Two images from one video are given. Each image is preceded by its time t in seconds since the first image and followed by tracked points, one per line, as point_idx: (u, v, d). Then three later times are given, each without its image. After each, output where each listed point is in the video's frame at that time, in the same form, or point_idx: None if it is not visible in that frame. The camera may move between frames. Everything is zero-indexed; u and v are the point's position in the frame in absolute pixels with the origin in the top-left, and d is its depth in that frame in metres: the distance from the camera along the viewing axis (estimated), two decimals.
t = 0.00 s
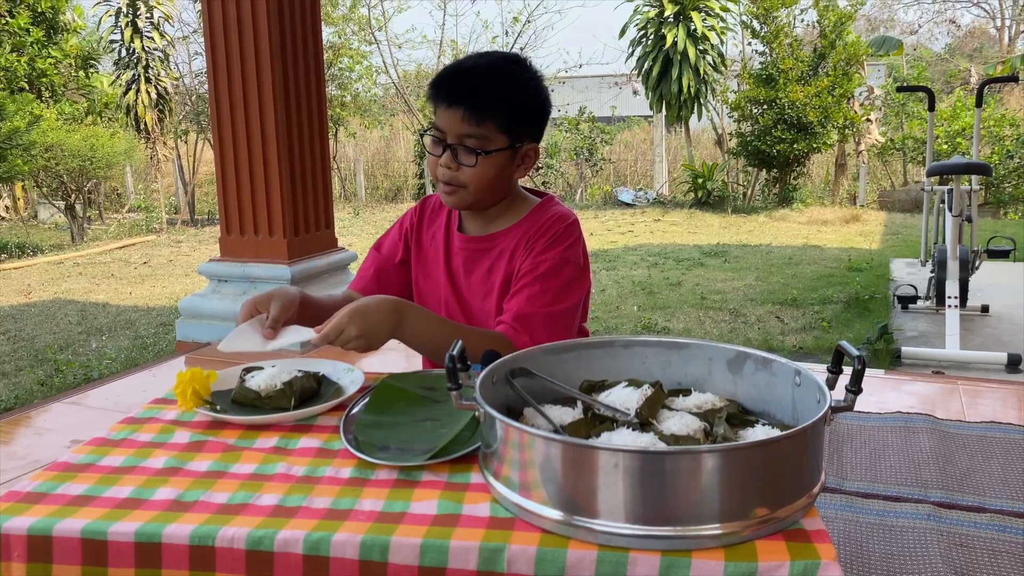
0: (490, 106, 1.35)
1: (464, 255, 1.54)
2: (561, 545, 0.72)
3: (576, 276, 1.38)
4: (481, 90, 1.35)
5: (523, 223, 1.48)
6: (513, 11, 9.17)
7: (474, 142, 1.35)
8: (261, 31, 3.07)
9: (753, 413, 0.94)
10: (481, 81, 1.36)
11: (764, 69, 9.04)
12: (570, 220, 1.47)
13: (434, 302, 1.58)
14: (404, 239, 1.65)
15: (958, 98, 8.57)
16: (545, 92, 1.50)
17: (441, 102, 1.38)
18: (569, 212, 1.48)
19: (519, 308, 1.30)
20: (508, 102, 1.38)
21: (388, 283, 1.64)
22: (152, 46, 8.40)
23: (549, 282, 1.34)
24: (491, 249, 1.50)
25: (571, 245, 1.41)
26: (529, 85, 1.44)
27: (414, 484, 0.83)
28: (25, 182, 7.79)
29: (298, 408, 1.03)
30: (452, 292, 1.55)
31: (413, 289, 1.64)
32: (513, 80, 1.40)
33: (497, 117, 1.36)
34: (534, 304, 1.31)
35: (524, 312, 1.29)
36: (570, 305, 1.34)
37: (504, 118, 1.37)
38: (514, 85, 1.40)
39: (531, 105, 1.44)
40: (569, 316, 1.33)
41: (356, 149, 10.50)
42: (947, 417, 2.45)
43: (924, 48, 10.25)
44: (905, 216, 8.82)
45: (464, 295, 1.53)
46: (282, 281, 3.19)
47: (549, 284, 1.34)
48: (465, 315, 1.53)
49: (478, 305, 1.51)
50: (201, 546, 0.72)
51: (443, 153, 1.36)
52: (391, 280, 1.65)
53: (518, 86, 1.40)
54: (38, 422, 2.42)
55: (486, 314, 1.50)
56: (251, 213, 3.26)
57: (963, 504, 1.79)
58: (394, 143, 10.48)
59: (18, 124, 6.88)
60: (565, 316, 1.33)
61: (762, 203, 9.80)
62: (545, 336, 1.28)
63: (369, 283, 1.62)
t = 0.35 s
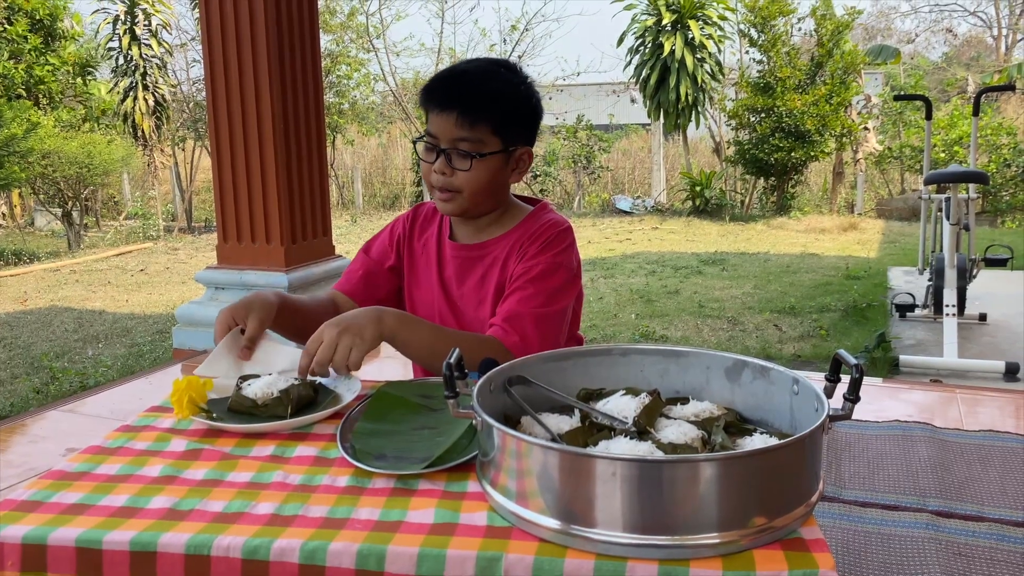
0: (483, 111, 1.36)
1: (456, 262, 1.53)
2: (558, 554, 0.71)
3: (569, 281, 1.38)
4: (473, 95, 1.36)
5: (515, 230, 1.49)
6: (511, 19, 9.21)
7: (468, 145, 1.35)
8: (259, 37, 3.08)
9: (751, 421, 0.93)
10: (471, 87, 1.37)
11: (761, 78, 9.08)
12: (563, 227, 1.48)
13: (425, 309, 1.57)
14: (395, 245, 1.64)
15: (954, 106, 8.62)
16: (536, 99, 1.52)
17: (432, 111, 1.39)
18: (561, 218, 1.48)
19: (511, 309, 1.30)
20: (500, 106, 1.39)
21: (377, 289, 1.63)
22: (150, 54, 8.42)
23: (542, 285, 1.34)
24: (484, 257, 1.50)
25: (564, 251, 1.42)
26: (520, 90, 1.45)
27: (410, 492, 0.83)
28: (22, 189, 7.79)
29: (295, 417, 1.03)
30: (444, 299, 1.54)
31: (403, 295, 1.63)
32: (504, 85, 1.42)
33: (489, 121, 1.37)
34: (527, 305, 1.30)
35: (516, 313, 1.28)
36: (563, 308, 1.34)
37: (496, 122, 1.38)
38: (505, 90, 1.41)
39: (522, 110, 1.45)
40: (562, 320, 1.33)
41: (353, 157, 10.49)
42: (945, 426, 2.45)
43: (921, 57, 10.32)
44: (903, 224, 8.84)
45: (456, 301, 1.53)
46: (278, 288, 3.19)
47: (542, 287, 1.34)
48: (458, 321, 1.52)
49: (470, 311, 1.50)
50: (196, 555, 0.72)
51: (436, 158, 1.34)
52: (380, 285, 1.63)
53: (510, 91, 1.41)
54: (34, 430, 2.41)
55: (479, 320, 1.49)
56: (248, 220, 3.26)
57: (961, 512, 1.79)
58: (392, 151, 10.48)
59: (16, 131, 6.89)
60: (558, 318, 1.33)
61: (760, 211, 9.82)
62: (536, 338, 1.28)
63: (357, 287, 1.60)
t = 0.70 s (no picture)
0: (463, 130, 1.35)
1: (449, 271, 1.53)
2: (556, 560, 0.71)
3: (562, 287, 1.38)
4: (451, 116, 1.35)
5: (508, 237, 1.48)
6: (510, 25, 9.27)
7: (452, 167, 1.34)
8: (258, 42, 3.08)
9: (750, 427, 0.93)
10: (449, 107, 1.36)
11: (759, 84, 9.10)
12: (555, 233, 1.48)
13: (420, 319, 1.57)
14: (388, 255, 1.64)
15: (951, 113, 8.64)
16: (516, 103, 1.51)
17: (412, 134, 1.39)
18: (554, 223, 1.48)
19: (504, 317, 1.30)
20: (480, 122, 1.38)
21: (372, 299, 1.63)
22: (149, 59, 8.43)
23: (536, 292, 1.34)
24: (477, 265, 1.50)
25: (556, 257, 1.42)
26: (498, 99, 1.45)
27: (408, 498, 0.83)
28: (20, 195, 7.79)
29: (293, 422, 1.02)
30: (439, 308, 1.54)
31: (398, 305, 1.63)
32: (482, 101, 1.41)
33: (472, 139, 1.36)
34: (520, 313, 1.31)
35: (509, 321, 1.29)
36: (557, 314, 1.34)
37: (479, 139, 1.37)
38: (483, 105, 1.40)
39: (502, 120, 1.44)
40: (556, 326, 1.33)
41: (351, 162, 10.36)
42: (944, 432, 2.45)
43: (919, 63, 10.37)
44: (901, 230, 8.86)
45: (451, 310, 1.53)
46: (277, 293, 3.18)
47: (535, 294, 1.34)
48: (453, 331, 1.53)
49: (466, 318, 1.51)
50: (193, 561, 0.72)
51: (423, 182, 1.35)
52: (375, 295, 1.63)
53: (488, 106, 1.40)
54: (31, 436, 2.40)
55: (474, 328, 1.50)
56: (247, 226, 3.26)
57: (960, 518, 1.78)
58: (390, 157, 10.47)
59: (14, 136, 6.90)
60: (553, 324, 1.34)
61: (758, 217, 9.82)
62: (529, 346, 1.28)
63: (352, 298, 1.60)
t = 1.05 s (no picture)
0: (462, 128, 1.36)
1: (446, 275, 1.53)
2: (556, 563, 0.71)
3: (558, 293, 1.38)
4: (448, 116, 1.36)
5: (503, 242, 1.48)
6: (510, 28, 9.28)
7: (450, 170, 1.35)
8: (258, 44, 3.09)
9: (750, 430, 0.93)
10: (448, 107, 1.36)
11: (759, 87, 9.11)
12: (552, 237, 1.47)
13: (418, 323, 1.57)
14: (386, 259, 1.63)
15: (950, 115, 8.65)
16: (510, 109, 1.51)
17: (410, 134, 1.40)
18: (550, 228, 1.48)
19: (500, 325, 1.30)
20: (478, 121, 1.39)
21: (372, 303, 1.62)
22: (149, 62, 8.45)
23: (531, 298, 1.34)
24: (474, 270, 1.50)
25: (552, 263, 1.42)
26: (494, 103, 1.46)
27: (408, 501, 0.82)
28: (20, 198, 7.80)
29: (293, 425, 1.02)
30: (436, 314, 1.54)
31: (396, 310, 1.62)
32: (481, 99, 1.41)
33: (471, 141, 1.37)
34: (516, 321, 1.31)
35: (506, 329, 1.29)
36: (553, 320, 1.34)
37: (476, 141, 1.38)
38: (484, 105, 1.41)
39: (500, 119, 1.45)
40: (552, 332, 1.34)
41: (351, 165, 10.42)
42: (943, 434, 2.45)
43: (918, 66, 10.39)
44: (901, 232, 8.85)
45: (448, 316, 1.53)
46: (277, 296, 3.18)
47: (531, 301, 1.34)
48: (450, 336, 1.53)
49: (462, 324, 1.51)
50: (193, 563, 0.71)
51: (421, 184, 1.35)
52: (374, 299, 1.62)
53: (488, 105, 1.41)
54: (30, 438, 2.40)
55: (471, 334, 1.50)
56: (247, 229, 3.26)
57: (961, 521, 1.78)
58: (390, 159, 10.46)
59: (14, 139, 6.91)
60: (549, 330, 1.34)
61: (758, 219, 9.82)
62: (526, 353, 1.29)
63: (351, 302, 1.59)
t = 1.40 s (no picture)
0: (490, 102, 1.43)
1: (450, 273, 1.52)
2: (559, 563, 0.71)
3: (568, 283, 1.41)
4: (478, 88, 1.43)
5: (510, 235, 1.49)
6: (511, 27, 9.27)
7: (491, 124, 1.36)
8: (260, 43, 3.08)
9: (753, 429, 0.93)
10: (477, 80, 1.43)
11: (761, 86, 9.10)
12: (557, 229, 1.49)
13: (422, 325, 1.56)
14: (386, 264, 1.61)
15: (953, 114, 8.64)
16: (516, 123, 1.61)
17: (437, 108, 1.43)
18: (554, 218, 1.50)
19: (513, 319, 1.32)
20: (504, 98, 1.46)
21: (375, 311, 1.60)
22: (152, 61, 8.45)
23: (542, 292, 1.37)
24: (481, 264, 1.50)
25: (559, 253, 1.44)
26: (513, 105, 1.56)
27: (410, 501, 0.82)
28: (22, 197, 7.81)
29: (295, 424, 1.02)
30: (441, 313, 1.53)
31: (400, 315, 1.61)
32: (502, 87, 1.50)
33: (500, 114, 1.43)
34: (528, 314, 1.33)
35: (518, 323, 1.31)
36: (563, 312, 1.37)
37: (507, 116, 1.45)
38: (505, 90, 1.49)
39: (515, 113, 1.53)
40: (563, 324, 1.36)
41: (354, 165, 10.64)
42: (947, 434, 2.44)
43: (921, 65, 10.39)
44: (903, 232, 8.85)
45: (453, 313, 1.52)
46: (279, 296, 3.19)
47: (542, 293, 1.37)
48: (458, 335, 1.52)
49: (470, 321, 1.50)
50: (196, 564, 0.71)
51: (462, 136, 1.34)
52: (376, 307, 1.60)
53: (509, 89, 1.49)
54: (33, 438, 2.40)
55: (478, 329, 1.50)
56: (249, 229, 3.26)
57: (964, 521, 1.78)
58: (392, 158, 10.47)
59: (17, 139, 6.92)
60: (561, 322, 1.36)
61: (759, 219, 9.83)
62: (541, 347, 1.31)
63: (355, 312, 1.58)
